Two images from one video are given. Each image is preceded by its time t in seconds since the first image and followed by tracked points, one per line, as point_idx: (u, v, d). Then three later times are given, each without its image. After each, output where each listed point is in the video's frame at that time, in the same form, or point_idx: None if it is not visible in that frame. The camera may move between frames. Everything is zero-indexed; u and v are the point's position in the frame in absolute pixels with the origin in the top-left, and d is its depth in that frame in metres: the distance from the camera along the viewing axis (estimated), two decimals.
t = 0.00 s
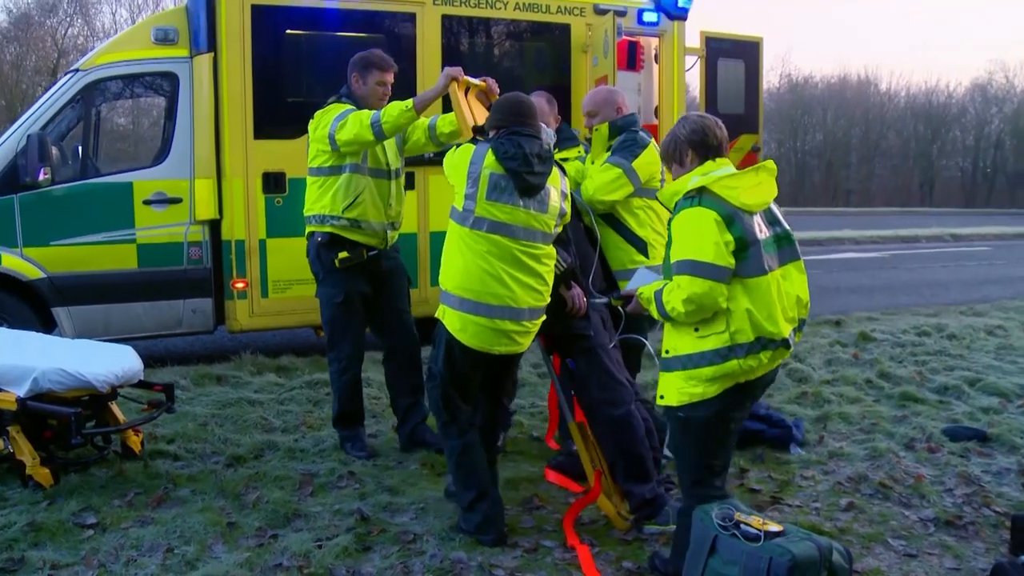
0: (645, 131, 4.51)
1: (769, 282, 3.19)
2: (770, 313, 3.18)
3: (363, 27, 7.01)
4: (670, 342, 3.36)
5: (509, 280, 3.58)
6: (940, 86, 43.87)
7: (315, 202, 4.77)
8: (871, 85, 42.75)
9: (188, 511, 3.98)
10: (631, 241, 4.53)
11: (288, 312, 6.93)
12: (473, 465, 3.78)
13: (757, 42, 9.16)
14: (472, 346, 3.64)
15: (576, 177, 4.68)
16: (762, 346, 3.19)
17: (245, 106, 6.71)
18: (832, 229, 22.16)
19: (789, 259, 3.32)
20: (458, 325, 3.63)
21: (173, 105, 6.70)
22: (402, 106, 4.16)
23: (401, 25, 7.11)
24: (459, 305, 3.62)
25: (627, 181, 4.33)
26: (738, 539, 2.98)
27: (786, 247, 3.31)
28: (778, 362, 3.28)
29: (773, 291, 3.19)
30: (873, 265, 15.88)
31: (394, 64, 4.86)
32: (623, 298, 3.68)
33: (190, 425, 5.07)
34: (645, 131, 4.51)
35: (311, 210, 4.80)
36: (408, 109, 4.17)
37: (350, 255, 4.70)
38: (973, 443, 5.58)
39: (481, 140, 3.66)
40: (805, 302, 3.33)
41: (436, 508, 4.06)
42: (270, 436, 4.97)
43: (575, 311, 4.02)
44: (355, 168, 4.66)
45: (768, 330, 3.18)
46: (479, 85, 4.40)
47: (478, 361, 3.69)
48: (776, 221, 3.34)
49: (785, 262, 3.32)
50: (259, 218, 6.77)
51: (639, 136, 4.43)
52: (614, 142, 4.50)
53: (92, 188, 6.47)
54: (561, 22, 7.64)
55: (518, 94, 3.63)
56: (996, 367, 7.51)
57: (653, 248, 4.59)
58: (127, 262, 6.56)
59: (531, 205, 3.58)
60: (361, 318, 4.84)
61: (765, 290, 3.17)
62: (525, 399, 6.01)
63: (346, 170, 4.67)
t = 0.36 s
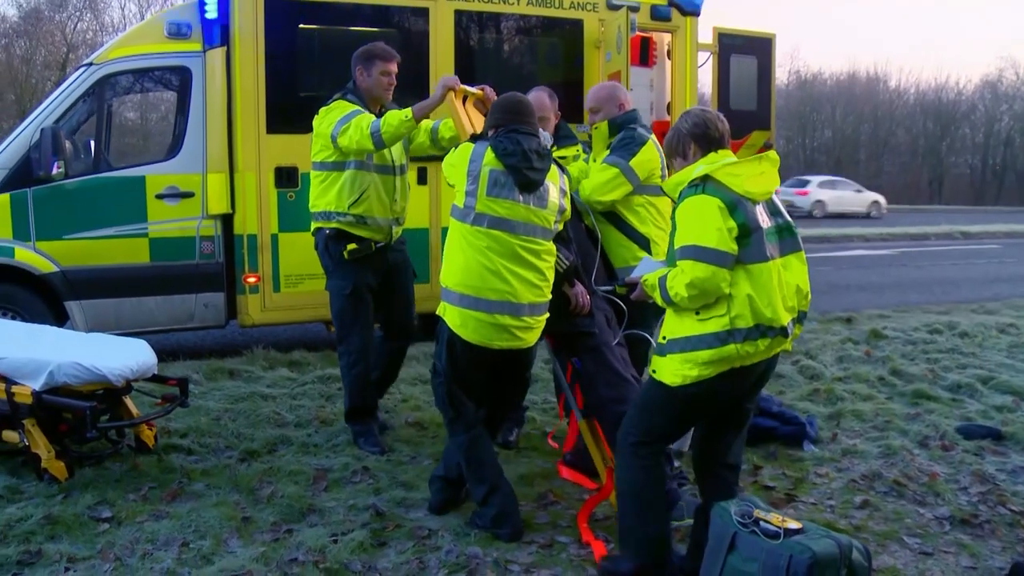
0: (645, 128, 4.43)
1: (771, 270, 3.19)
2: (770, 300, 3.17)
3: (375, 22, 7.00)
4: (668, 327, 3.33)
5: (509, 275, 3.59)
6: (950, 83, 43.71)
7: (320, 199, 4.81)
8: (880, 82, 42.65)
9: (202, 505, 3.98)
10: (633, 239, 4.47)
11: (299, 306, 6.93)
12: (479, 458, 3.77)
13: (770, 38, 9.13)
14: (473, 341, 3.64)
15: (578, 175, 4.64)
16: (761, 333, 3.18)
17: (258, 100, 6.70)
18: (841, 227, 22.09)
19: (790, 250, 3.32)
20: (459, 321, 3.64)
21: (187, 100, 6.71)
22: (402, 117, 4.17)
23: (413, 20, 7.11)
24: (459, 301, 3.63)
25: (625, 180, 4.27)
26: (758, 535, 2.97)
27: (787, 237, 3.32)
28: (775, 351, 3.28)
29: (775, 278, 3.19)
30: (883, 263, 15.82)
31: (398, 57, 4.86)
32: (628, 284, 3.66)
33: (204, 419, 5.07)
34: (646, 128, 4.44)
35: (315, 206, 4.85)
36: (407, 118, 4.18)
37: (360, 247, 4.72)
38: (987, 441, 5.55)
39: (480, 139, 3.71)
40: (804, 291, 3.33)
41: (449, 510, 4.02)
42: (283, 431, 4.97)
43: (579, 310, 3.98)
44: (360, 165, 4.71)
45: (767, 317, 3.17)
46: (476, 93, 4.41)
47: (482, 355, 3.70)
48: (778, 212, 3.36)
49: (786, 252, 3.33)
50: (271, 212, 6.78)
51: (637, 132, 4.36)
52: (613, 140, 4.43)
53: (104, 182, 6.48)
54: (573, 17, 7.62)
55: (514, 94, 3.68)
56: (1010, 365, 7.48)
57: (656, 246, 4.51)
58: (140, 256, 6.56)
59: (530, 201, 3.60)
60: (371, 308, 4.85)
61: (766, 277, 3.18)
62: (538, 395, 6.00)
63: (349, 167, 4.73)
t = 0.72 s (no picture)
0: (639, 120, 4.37)
1: (770, 263, 3.15)
2: (769, 293, 3.14)
3: (389, 13, 6.99)
4: (668, 318, 3.32)
5: (505, 265, 3.60)
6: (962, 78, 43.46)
7: (333, 192, 4.78)
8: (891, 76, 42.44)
9: (220, 495, 3.98)
10: (632, 231, 4.43)
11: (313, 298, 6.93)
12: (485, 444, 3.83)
13: (785, 32, 9.08)
14: (471, 332, 3.66)
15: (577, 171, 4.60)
16: (759, 325, 3.15)
17: (273, 91, 6.70)
18: (853, 222, 21.99)
19: (794, 243, 3.28)
20: (457, 313, 3.66)
21: (202, 91, 6.70)
22: (400, 128, 4.31)
23: (427, 13, 7.10)
24: (457, 292, 3.65)
25: (619, 173, 4.23)
26: (780, 529, 2.96)
27: (792, 230, 3.29)
28: (775, 344, 3.25)
29: (774, 271, 3.15)
30: (896, 257, 15.75)
31: (410, 47, 4.81)
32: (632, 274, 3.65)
33: (219, 409, 5.07)
34: (640, 121, 4.37)
35: (326, 198, 4.83)
36: (405, 130, 4.31)
37: (377, 236, 4.75)
38: (1004, 437, 5.52)
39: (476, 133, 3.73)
40: (807, 284, 3.29)
41: (464, 502, 4.02)
42: (299, 422, 4.97)
43: (583, 304, 4.03)
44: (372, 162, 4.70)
45: (765, 310, 3.14)
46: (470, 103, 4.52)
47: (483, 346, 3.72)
48: (783, 205, 3.32)
49: (790, 245, 3.29)
50: (286, 203, 6.78)
51: (629, 125, 4.30)
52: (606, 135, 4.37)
53: (118, 173, 6.47)
54: (587, 10, 7.59)
55: (509, 88, 3.70)
56: None
57: (656, 236, 4.46)
58: (154, 247, 6.56)
59: (526, 191, 3.61)
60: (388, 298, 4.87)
61: (766, 269, 3.14)
62: (552, 388, 5.99)
63: (361, 162, 4.71)
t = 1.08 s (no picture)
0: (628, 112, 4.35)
1: (752, 254, 3.11)
2: (751, 284, 3.10)
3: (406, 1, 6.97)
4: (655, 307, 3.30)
5: (518, 255, 3.67)
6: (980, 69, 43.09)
7: (345, 181, 4.79)
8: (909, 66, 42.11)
9: (238, 482, 3.99)
10: (636, 221, 4.40)
11: (330, 286, 6.92)
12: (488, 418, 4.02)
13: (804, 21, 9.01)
14: (487, 323, 3.73)
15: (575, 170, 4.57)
16: (742, 316, 3.11)
17: (290, 78, 6.69)
18: (869, 214, 21.83)
19: (782, 233, 3.24)
20: (472, 304, 3.72)
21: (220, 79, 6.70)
22: (394, 134, 4.31)
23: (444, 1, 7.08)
24: (470, 284, 3.72)
25: (619, 165, 4.19)
26: (803, 521, 2.94)
27: (780, 220, 3.24)
28: (761, 335, 3.20)
29: (756, 263, 3.11)
30: (913, 250, 15.63)
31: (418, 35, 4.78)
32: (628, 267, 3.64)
33: (236, 396, 5.08)
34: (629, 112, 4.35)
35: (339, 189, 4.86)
36: (402, 136, 4.32)
37: (390, 221, 4.76)
38: None
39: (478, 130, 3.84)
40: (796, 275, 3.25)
41: (483, 492, 4.01)
42: (316, 409, 4.97)
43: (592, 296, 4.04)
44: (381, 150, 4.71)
45: (747, 301, 3.09)
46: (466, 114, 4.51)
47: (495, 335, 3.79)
48: (772, 194, 3.27)
49: (778, 235, 3.25)
50: (303, 191, 6.77)
51: (619, 118, 4.28)
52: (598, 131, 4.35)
53: (136, 160, 6.48)
54: None
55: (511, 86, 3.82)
56: None
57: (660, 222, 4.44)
58: (172, 233, 6.57)
59: (534, 180, 3.71)
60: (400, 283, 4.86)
61: (748, 260, 3.10)
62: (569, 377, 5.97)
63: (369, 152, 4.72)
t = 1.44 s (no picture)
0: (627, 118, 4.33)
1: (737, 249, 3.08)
2: (736, 279, 3.07)
3: None
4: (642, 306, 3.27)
5: (525, 263, 3.75)
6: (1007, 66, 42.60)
7: (362, 181, 4.83)
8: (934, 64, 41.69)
9: (264, 480, 3.99)
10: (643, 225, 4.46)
11: (352, 284, 6.93)
12: (504, 415, 4.09)
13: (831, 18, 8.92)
14: (498, 331, 3.80)
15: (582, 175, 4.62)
16: (729, 312, 3.08)
17: (314, 76, 6.70)
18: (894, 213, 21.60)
19: (766, 229, 3.22)
20: (483, 313, 3.80)
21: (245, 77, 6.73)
22: (396, 148, 4.43)
23: None
24: (479, 295, 3.80)
25: (620, 176, 4.17)
26: (834, 524, 2.90)
27: (764, 216, 3.22)
28: (749, 331, 3.17)
29: (741, 257, 3.08)
30: (939, 249, 15.45)
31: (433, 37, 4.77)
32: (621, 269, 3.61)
33: (261, 394, 5.09)
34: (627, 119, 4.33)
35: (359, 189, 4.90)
36: (402, 151, 4.44)
37: (407, 218, 4.77)
38: None
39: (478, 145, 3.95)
40: (781, 270, 3.22)
41: (508, 491, 4.00)
42: (341, 407, 4.97)
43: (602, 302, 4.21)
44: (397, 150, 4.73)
45: (732, 296, 3.07)
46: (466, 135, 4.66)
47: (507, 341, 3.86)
48: (756, 189, 3.24)
49: (763, 231, 3.23)
50: (327, 189, 6.78)
51: (617, 127, 4.22)
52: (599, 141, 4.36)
53: (161, 158, 6.50)
54: None
55: (509, 99, 3.92)
56: None
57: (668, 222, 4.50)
58: (197, 231, 6.59)
59: (535, 188, 3.79)
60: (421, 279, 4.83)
61: (734, 256, 3.07)
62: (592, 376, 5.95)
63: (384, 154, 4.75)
